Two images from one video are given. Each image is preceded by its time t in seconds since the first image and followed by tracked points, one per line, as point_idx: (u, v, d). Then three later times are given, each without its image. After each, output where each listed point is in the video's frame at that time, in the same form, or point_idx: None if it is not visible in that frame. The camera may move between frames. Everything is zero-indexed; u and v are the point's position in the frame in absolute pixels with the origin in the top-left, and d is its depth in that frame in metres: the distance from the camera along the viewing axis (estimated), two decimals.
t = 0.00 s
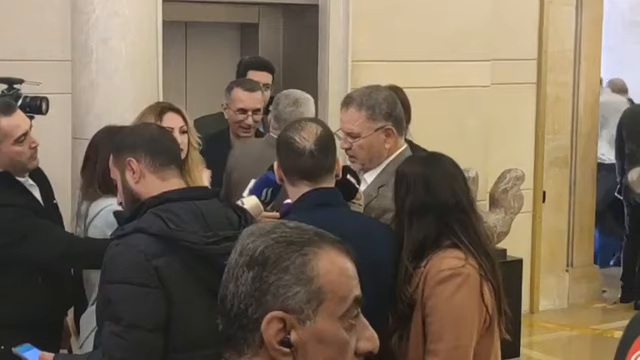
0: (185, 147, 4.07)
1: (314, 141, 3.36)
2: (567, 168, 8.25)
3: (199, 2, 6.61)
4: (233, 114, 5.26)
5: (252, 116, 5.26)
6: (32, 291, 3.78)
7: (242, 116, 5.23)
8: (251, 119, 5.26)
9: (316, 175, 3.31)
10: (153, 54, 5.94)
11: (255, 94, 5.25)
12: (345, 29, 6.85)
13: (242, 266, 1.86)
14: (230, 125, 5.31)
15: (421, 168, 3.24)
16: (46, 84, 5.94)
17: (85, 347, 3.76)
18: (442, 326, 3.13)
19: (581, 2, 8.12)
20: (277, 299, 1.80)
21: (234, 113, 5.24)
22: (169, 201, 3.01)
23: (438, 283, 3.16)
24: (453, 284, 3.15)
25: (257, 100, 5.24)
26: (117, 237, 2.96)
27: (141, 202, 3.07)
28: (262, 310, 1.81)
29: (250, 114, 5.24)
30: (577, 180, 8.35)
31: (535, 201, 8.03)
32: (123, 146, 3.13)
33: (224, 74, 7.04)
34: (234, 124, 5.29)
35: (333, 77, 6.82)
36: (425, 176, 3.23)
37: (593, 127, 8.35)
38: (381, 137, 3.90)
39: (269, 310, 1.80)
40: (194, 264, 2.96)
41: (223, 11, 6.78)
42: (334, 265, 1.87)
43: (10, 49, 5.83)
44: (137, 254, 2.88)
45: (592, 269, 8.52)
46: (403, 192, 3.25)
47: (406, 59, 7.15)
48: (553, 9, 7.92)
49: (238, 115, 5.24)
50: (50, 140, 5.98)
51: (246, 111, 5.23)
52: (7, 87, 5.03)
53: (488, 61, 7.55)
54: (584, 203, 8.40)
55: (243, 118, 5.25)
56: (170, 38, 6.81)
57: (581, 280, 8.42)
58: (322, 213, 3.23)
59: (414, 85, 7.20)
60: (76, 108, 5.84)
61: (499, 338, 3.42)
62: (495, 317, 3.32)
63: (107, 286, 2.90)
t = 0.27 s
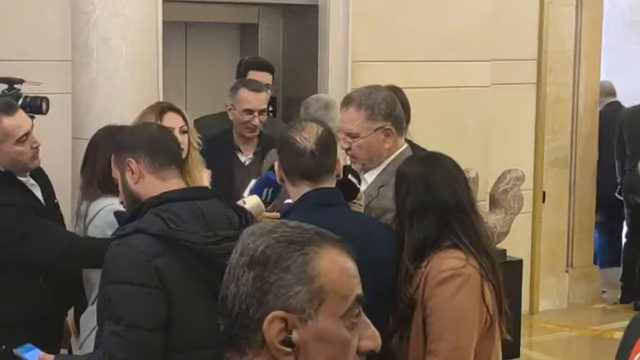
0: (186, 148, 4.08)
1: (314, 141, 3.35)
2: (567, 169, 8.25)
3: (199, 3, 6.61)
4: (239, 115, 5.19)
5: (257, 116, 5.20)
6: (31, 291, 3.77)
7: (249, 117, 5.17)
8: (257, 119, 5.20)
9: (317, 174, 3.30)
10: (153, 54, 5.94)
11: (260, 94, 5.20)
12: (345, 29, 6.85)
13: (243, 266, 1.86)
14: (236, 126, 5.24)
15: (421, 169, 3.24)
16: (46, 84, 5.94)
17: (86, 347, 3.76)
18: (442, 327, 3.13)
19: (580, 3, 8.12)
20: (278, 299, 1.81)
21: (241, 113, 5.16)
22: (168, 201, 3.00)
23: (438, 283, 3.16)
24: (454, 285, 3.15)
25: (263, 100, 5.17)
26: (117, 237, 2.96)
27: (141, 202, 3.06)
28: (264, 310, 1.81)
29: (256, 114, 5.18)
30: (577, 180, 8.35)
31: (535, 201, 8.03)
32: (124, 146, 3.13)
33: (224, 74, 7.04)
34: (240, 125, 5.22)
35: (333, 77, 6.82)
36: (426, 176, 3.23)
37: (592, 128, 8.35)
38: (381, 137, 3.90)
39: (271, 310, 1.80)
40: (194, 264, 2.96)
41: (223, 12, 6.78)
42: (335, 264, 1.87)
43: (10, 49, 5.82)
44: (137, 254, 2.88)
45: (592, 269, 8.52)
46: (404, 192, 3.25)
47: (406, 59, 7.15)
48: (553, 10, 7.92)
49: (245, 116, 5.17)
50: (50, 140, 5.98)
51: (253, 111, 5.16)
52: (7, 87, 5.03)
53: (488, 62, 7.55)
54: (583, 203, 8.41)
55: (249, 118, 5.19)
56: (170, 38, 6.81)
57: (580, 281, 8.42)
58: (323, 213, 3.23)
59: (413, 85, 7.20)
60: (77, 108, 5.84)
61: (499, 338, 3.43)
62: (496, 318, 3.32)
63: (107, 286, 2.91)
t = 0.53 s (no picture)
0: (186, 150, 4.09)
1: (313, 141, 3.34)
2: (566, 169, 8.25)
3: (198, 3, 6.61)
4: (243, 116, 5.19)
5: (261, 117, 5.21)
6: (30, 291, 3.76)
7: (253, 118, 5.18)
8: (261, 120, 5.21)
9: (315, 175, 3.30)
10: (152, 55, 5.93)
11: (263, 95, 5.22)
12: (344, 30, 6.84)
13: (242, 267, 1.86)
14: (240, 128, 5.23)
15: (421, 170, 3.23)
16: (46, 85, 5.93)
17: (84, 350, 3.75)
18: (442, 328, 3.13)
19: (579, 3, 8.12)
20: (277, 300, 1.80)
21: (246, 114, 5.17)
22: (164, 201, 3.00)
23: (438, 284, 3.16)
24: (453, 285, 3.15)
25: (267, 100, 5.19)
26: (114, 238, 2.95)
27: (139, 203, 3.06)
28: (262, 311, 1.80)
29: (261, 115, 5.20)
30: (577, 180, 8.35)
31: (534, 202, 8.02)
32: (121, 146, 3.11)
33: (224, 75, 7.03)
34: (244, 127, 5.22)
35: (332, 78, 6.82)
36: (426, 177, 3.22)
37: (592, 129, 8.35)
38: (379, 138, 3.89)
39: (269, 312, 1.80)
40: (193, 265, 2.95)
41: (222, 13, 6.78)
42: (334, 265, 1.86)
43: (9, 50, 5.81)
44: (135, 255, 2.88)
45: (592, 270, 8.52)
46: (403, 193, 3.24)
47: (405, 60, 7.15)
48: (551, 10, 7.92)
49: (250, 117, 5.18)
50: (49, 141, 5.97)
51: (258, 112, 5.18)
52: (6, 88, 5.02)
53: (488, 62, 7.55)
54: (583, 204, 8.41)
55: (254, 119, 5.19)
56: (169, 39, 6.81)
57: (580, 281, 8.42)
58: (322, 214, 3.22)
59: (413, 86, 7.19)
60: (76, 110, 5.83)
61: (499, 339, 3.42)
62: (496, 318, 3.32)
63: (105, 287, 2.90)
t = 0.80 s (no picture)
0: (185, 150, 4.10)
1: (311, 142, 3.34)
2: (566, 170, 8.25)
3: (198, 4, 6.61)
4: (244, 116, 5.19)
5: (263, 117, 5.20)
6: (29, 291, 3.76)
7: (254, 118, 5.17)
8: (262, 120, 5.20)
9: (313, 175, 3.30)
10: (153, 55, 5.94)
11: (263, 95, 5.21)
12: (344, 30, 6.85)
13: (241, 267, 1.86)
14: (241, 128, 5.24)
15: (421, 170, 3.23)
16: (46, 85, 5.94)
17: (83, 350, 3.75)
18: (440, 328, 3.13)
19: (579, 4, 8.13)
20: (276, 300, 1.80)
21: (248, 114, 5.17)
22: (163, 201, 3.01)
23: (437, 284, 3.16)
24: (452, 286, 3.15)
25: (267, 100, 5.18)
26: (112, 237, 2.96)
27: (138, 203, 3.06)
28: (261, 312, 1.80)
29: (262, 115, 5.19)
30: (576, 181, 8.35)
31: (534, 202, 8.03)
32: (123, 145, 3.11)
33: (224, 75, 7.04)
34: (246, 127, 5.22)
35: (332, 79, 6.83)
36: (425, 177, 3.22)
37: (591, 129, 8.36)
38: (375, 139, 3.89)
39: (268, 312, 1.80)
40: (191, 265, 2.96)
41: (222, 13, 6.79)
42: (333, 266, 1.86)
43: (9, 50, 5.82)
44: (133, 255, 2.88)
45: (592, 271, 8.52)
46: (403, 193, 3.25)
47: (405, 60, 7.15)
48: (551, 11, 7.93)
49: (252, 117, 5.17)
50: (49, 141, 5.98)
51: (259, 111, 5.16)
52: (6, 88, 5.02)
53: (487, 63, 7.56)
54: (582, 204, 8.41)
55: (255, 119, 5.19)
56: (169, 39, 6.81)
57: (579, 282, 8.42)
58: (321, 214, 3.23)
59: (412, 86, 7.20)
60: (76, 110, 5.84)
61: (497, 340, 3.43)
62: (495, 319, 3.32)
63: (104, 287, 2.91)
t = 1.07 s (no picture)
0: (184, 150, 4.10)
1: (311, 142, 3.34)
2: (566, 171, 8.25)
3: (199, 4, 6.62)
4: (241, 116, 5.19)
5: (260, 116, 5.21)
6: (30, 293, 3.76)
7: (252, 117, 5.18)
8: (259, 119, 5.21)
9: (312, 175, 3.30)
10: (154, 56, 5.94)
11: (260, 94, 5.21)
12: (344, 31, 6.85)
13: (240, 268, 1.86)
14: (238, 128, 5.25)
15: (419, 171, 3.24)
16: (46, 86, 5.94)
17: (83, 351, 3.76)
18: (439, 328, 3.14)
19: (579, 4, 8.13)
20: (275, 301, 1.80)
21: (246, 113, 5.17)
22: (163, 202, 3.00)
23: (436, 285, 3.17)
24: (451, 286, 3.16)
25: (264, 99, 5.19)
26: (112, 240, 2.95)
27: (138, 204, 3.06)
28: (260, 312, 1.81)
29: (259, 114, 5.20)
30: (577, 181, 8.35)
31: (534, 203, 8.03)
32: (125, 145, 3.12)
33: (224, 76, 7.04)
34: (243, 127, 5.23)
35: (332, 79, 6.83)
36: (424, 178, 3.24)
37: (592, 130, 8.36)
38: (374, 141, 3.89)
39: (267, 313, 1.80)
40: (191, 267, 2.96)
41: (222, 14, 6.79)
42: (332, 266, 1.87)
43: (10, 51, 5.82)
44: (133, 257, 2.88)
45: (592, 272, 8.52)
46: (402, 194, 3.26)
47: (405, 61, 7.15)
48: (552, 11, 7.92)
49: (249, 116, 5.18)
50: (49, 142, 5.98)
51: (256, 111, 5.17)
52: (7, 88, 5.02)
53: (487, 63, 7.57)
54: (583, 205, 8.41)
55: (252, 118, 5.19)
56: (169, 39, 6.81)
57: (580, 283, 8.42)
58: (321, 215, 3.23)
59: (412, 87, 7.20)
60: (77, 111, 5.84)
61: (496, 340, 3.43)
62: (494, 319, 3.33)
63: (104, 289, 2.91)
